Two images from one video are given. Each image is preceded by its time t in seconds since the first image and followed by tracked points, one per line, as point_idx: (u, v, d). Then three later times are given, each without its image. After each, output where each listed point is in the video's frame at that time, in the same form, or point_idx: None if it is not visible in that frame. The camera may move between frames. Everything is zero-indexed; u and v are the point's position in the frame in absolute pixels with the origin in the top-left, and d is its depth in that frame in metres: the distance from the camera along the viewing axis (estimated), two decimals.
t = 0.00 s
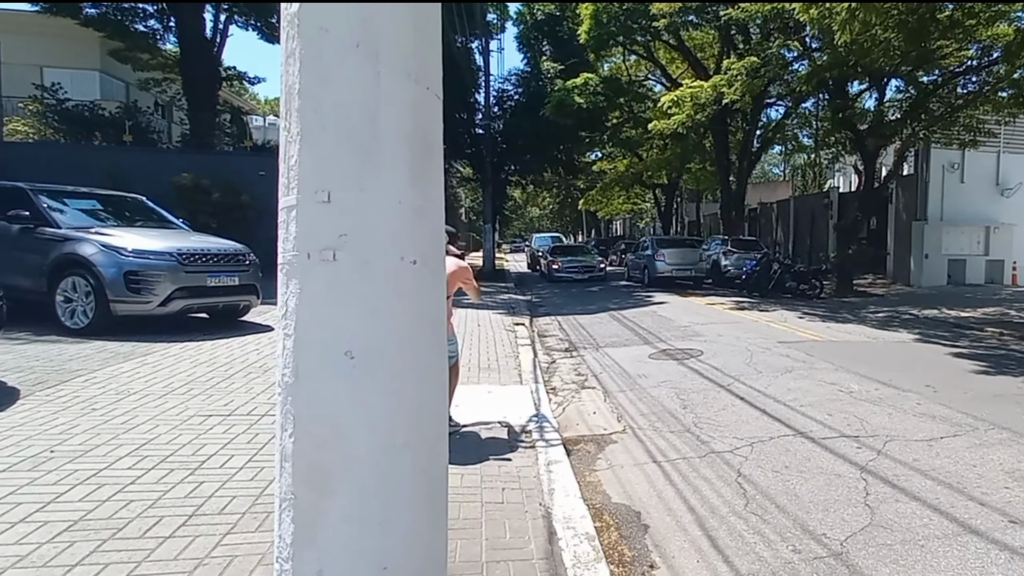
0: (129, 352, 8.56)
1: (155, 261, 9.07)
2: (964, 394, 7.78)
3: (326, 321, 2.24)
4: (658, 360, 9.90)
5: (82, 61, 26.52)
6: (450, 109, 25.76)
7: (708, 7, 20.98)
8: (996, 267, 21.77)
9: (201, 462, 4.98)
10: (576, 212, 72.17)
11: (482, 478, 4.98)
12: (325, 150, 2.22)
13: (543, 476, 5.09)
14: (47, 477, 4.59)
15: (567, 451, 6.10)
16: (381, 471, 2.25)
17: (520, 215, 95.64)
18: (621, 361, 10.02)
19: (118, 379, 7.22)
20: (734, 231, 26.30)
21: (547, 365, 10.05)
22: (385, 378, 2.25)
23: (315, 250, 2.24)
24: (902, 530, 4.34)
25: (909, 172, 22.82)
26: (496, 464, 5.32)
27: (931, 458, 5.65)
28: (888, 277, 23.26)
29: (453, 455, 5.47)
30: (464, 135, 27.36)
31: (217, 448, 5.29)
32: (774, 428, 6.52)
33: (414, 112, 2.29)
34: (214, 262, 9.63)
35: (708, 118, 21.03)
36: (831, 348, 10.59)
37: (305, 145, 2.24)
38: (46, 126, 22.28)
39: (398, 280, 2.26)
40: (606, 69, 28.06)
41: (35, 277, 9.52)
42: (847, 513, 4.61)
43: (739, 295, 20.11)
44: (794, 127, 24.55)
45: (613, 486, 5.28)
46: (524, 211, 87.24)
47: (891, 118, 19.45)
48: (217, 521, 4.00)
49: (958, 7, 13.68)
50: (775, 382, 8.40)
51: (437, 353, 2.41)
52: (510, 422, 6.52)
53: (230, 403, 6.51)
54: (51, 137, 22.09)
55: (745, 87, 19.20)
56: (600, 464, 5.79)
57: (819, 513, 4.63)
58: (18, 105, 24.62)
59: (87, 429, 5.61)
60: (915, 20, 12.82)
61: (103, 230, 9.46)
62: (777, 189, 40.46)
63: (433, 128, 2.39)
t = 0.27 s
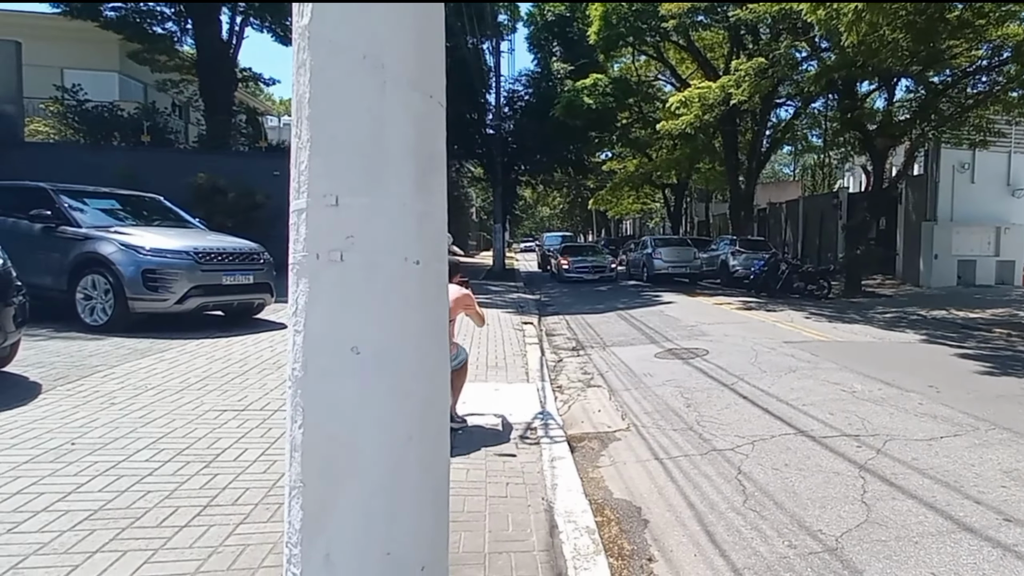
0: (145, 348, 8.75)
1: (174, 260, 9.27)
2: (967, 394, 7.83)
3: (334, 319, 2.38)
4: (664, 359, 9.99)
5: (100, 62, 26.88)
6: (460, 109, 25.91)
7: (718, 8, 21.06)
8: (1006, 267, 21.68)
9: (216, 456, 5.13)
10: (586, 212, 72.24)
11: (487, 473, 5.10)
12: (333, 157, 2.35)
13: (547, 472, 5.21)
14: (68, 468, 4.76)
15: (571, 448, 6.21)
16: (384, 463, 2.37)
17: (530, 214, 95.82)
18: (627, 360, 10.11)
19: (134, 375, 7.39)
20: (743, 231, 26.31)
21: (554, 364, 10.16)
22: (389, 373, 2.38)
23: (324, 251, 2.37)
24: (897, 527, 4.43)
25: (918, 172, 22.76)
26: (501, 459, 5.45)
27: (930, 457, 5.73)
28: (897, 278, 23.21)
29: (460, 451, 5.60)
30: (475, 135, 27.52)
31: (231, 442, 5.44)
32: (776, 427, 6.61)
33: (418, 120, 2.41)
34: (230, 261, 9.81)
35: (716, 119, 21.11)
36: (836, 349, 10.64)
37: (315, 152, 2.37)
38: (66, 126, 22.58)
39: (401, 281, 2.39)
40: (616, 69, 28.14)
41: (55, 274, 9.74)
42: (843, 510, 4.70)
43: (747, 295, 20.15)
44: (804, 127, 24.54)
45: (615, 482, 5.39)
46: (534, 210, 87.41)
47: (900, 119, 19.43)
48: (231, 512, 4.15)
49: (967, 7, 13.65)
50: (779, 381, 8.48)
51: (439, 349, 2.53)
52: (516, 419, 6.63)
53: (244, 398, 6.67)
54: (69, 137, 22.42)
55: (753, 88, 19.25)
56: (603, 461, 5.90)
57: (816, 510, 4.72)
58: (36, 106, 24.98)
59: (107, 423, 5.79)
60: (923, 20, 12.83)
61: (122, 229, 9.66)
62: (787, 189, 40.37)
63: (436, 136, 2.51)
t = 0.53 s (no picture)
0: (143, 353, 8.82)
1: (170, 266, 9.34)
2: (957, 399, 7.90)
3: (323, 328, 2.45)
4: (659, 364, 10.06)
5: (101, 68, 27.00)
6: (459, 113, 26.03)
7: (715, 13, 21.20)
8: (1003, 272, 21.75)
9: (211, 460, 5.20)
10: (585, 216, 72.37)
11: (478, 477, 5.17)
12: (322, 172, 2.43)
13: (538, 476, 5.28)
14: (64, 473, 4.82)
15: (563, 452, 6.28)
16: (371, 466, 2.45)
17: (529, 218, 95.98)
18: (622, 365, 10.18)
19: (131, 380, 7.46)
20: (740, 236, 26.39)
21: (550, 369, 10.23)
22: (376, 380, 2.45)
23: (313, 263, 2.45)
24: (881, 530, 4.50)
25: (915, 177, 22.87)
26: (493, 464, 5.51)
27: (917, 461, 5.80)
28: (894, 282, 23.29)
29: (452, 455, 5.67)
30: (473, 140, 27.64)
31: (226, 447, 5.52)
32: (766, 432, 6.68)
33: (406, 136, 2.48)
34: (226, 266, 9.89)
35: (713, 124, 21.26)
36: (830, 353, 10.71)
37: (304, 167, 2.45)
38: (66, 131, 22.66)
39: (388, 291, 2.46)
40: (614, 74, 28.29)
41: (54, 280, 9.81)
42: (829, 514, 4.77)
43: (743, 299, 20.23)
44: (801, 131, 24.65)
45: (606, 486, 5.46)
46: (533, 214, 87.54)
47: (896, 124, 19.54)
48: (224, 516, 4.23)
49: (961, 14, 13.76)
50: (772, 386, 8.55)
51: (426, 358, 2.59)
52: (509, 424, 6.71)
53: (239, 404, 6.74)
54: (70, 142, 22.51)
55: (749, 93, 19.37)
56: (594, 465, 5.97)
57: (802, 514, 4.80)
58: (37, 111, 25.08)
59: (104, 428, 5.86)
60: (917, 27, 12.95)
61: (120, 235, 9.74)
62: (785, 193, 40.48)
63: (423, 150, 2.58)
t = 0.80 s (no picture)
0: (144, 368, 8.87)
1: (172, 281, 9.42)
2: (954, 412, 7.92)
3: (319, 346, 2.51)
4: (658, 378, 10.09)
5: (106, 84, 27.26)
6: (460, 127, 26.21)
7: (714, 28, 21.38)
8: (1003, 283, 21.78)
9: (210, 476, 5.25)
10: (586, 229, 72.53)
11: (475, 492, 5.20)
12: (319, 194, 2.49)
13: (534, 491, 5.31)
14: (63, 488, 4.86)
15: (561, 466, 6.31)
16: (365, 480, 2.49)
17: (530, 231, 96.19)
18: (621, 378, 10.21)
19: (131, 395, 7.50)
20: (741, 248, 26.46)
21: (549, 382, 10.26)
22: (371, 395, 2.50)
23: (310, 282, 2.51)
24: (876, 544, 4.52)
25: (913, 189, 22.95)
26: (490, 478, 5.55)
27: (914, 475, 5.82)
28: (894, 294, 23.32)
29: (450, 469, 5.71)
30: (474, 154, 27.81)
31: (224, 462, 5.56)
32: (763, 445, 6.70)
33: (401, 158, 2.55)
34: (227, 281, 9.96)
35: (712, 138, 21.42)
36: (829, 366, 10.74)
37: (302, 188, 2.51)
38: (70, 147, 22.84)
39: (383, 310, 2.52)
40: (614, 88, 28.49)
41: (56, 295, 9.89)
42: (825, 528, 4.80)
43: (743, 312, 20.25)
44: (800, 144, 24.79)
45: (602, 500, 5.49)
46: (535, 227, 87.74)
47: (893, 137, 19.66)
48: (222, 531, 4.26)
49: (957, 28, 13.89)
50: (770, 399, 8.57)
51: (420, 373, 2.65)
52: (507, 438, 6.74)
53: (239, 418, 6.78)
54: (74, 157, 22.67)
55: (748, 107, 19.50)
56: (592, 479, 6.00)
57: (797, 528, 4.82)
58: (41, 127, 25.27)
59: (104, 443, 5.90)
60: (913, 41, 13.07)
61: (122, 251, 9.82)
62: (785, 205, 40.59)
63: (418, 171, 2.64)
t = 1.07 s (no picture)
0: (145, 386, 8.90)
1: (173, 298, 9.46)
2: (955, 416, 7.92)
3: (318, 363, 2.53)
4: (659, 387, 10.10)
5: (106, 102, 27.44)
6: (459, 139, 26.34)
7: (710, 36, 21.50)
8: (1003, 287, 21.79)
9: (211, 493, 5.26)
10: (586, 238, 72.64)
11: (476, 505, 5.22)
12: (316, 212, 2.52)
13: (536, 503, 5.32)
14: (66, 508, 4.88)
15: (562, 478, 6.31)
16: (365, 496, 2.51)
17: (530, 242, 96.34)
18: (622, 388, 10.22)
19: (133, 413, 7.52)
20: (740, 255, 26.49)
21: (550, 393, 10.27)
22: (370, 410, 2.52)
23: (308, 300, 2.53)
24: (878, 552, 4.52)
25: (912, 194, 22.99)
26: (492, 491, 5.56)
27: (915, 481, 5.82)
28: (895, 299, 23.33)
29: (451, 483, 5.72)
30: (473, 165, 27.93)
31: (226, 479, 5.57)
32: (765, 453, 6.71)
33: (397, 175, 2.58)
34: (229, 297, 10.00)
35: (709, 147, 21.53)
36: (830, 372, 10.74)
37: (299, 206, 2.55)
38: (72, 165, 22.97)
39: (381, 326, 2.54)
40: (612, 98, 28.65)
41: (58, 314, 9.93)
42: (826, 536, 4.80)
43: (744, 319, 20.26)
44: (798, 151, 24.89)
45: (604, 511, 5.49)
46: (535, 237, 87.88)
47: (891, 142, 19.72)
48: (223, 549, 4.27)
49: (951, 33, 13.97)
50: (771, 406, 8.58)
51: (418, 388, 2.67)
52: (508, 450, 6.75)
53: (240, 435, 6.80)
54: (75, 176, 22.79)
55: (745, 115, 19.58)
56: (593, 490, 6.00)
57: (799, 536, 4.82)
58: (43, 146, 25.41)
59: (106, 462, 5.91)
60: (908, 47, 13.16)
61: (123, 269, 9.87)
62: (784, 211, 40.68)
63: (414, 188, 2.67)
